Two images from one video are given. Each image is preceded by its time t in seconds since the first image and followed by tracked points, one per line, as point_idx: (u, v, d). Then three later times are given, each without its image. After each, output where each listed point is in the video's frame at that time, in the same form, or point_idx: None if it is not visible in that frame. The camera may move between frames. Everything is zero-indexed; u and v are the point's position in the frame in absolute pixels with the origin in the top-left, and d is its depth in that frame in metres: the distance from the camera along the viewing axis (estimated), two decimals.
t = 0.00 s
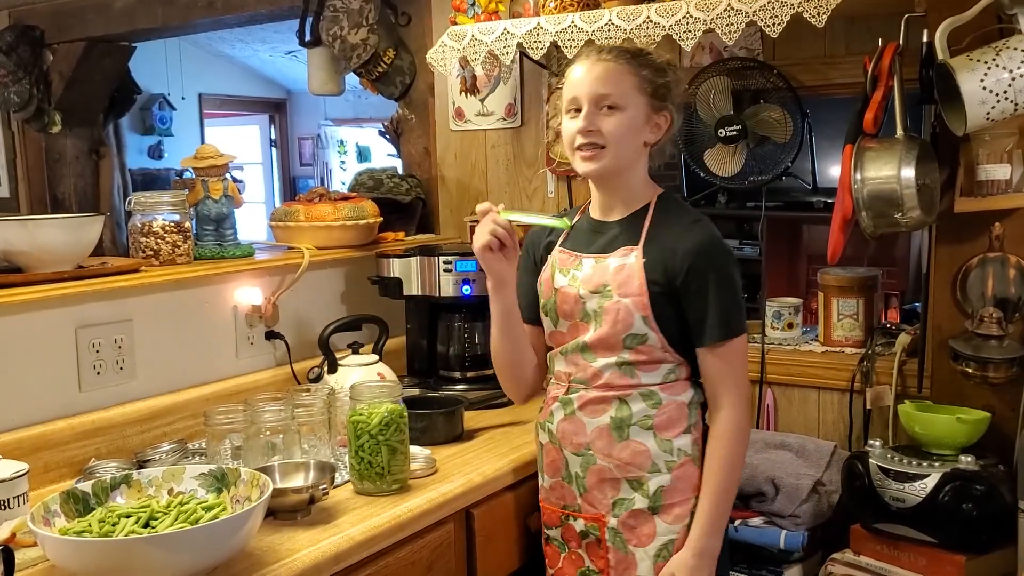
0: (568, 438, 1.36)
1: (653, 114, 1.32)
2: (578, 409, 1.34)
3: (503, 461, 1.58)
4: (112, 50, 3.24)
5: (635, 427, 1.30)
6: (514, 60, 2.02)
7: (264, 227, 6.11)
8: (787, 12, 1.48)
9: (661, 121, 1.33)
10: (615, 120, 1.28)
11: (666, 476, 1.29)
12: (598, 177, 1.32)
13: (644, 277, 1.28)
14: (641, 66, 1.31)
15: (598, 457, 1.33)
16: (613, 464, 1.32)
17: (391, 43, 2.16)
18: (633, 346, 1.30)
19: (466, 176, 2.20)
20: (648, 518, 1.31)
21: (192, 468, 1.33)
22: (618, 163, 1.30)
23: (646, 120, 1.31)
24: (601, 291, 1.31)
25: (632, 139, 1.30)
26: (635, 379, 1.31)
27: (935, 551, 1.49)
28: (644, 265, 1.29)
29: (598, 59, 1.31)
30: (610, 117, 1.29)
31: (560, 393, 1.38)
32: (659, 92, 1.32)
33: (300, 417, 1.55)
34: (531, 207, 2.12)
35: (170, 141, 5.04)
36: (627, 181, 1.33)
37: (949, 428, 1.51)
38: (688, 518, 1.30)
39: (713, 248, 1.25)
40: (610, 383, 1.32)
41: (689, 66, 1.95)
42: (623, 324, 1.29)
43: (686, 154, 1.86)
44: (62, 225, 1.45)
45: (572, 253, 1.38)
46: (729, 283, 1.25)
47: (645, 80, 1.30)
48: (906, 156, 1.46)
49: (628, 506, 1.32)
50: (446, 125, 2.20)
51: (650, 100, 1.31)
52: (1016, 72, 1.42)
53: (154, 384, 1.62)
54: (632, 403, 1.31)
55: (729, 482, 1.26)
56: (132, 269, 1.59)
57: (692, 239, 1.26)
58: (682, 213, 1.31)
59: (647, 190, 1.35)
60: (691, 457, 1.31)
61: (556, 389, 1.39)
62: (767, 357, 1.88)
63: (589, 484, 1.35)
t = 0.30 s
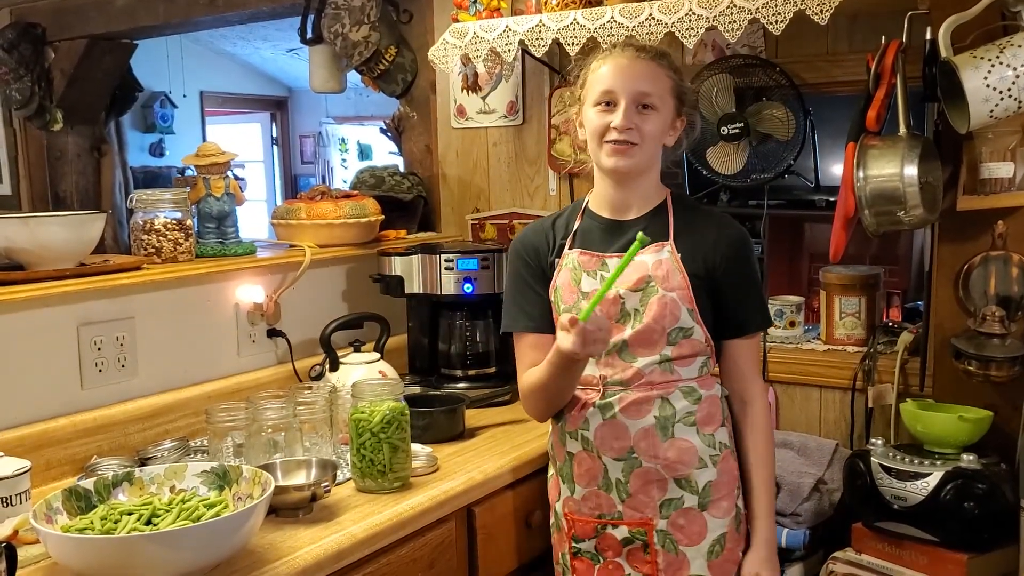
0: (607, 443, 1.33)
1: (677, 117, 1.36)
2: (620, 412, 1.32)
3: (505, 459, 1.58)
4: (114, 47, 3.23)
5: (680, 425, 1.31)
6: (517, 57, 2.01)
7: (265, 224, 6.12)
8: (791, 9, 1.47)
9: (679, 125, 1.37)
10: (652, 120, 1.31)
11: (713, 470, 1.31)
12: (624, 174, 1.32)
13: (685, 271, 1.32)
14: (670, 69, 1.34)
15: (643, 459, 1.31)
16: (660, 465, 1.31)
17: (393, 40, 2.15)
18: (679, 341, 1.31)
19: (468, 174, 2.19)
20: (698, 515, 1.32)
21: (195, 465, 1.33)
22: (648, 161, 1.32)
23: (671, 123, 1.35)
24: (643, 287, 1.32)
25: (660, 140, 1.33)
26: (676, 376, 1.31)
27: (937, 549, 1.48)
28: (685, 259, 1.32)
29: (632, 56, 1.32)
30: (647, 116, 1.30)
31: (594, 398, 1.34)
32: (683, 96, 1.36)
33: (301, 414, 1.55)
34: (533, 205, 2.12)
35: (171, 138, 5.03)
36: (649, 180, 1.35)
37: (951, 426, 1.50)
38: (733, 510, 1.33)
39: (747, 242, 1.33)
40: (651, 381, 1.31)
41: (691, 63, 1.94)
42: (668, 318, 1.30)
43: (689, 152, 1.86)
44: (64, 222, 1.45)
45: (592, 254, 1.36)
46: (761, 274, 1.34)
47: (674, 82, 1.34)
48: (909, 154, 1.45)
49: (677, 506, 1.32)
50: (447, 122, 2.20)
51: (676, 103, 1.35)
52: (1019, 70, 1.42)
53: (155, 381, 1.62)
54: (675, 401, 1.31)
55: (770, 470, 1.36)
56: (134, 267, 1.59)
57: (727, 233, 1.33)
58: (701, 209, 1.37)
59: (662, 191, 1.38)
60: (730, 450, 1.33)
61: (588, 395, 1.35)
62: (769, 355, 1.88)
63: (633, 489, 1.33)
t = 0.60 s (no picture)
0: (608, 442, 1.35)
1: (686, 113, 1.34)
2: (619, 412, 1.33)
3: (508, 456, 1.58)
4: (116, 45, 3.22)
5: (680, 427, 1.31)
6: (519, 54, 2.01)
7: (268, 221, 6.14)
8: (793, 6, 1.47)
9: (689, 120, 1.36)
10: (656, 118, 1.30)
11: (713, 475, 1.31)
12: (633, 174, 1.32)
13: (688, 270, 1.31)
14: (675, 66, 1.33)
15: (642, 460, 1.32)
16: (658, 467, 1.31)
17: (395, 37, 2.15)
18: (679, 340, 1.31)
19: (470, 171, 2.19)
20: (695, 519, 1.32)
21: (197, 462, 1.33)
22: (654, 159, 1.32)
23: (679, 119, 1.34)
24: (644, 288, 1.32)
25: (667, 137, 1.32)
26: (678, 376, 1.31)
27: (939, 547, 1.48)
28: (687, 258, 1.31)
29: (633, 55, 1.32)
30: (651, 114, 1.30)
31: (596, 396, 1.36)
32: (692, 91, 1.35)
33: (303, 411, 1.55)
34: (535, 202, 2.11)
35: (173, 135, 5.03)
36: (659, 177, 1.34)
37: (953, 424, 1.50)
38: (734, 516, 1.33)
39: (756, 240, 1.30)
40: (652, 382, 1.31)
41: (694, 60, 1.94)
42: (667, 319, 1.30)
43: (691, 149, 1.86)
44: (66, 219, 1.45)
45: (598, 253, 1.38)
46: (771, 273, 1.31)
47: (681, 78, 1.33)
48: (912, 151, 1.45)
49: (675, 509, 1.32)
50: (449, 119, 2.20)
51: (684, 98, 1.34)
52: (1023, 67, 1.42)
53: (158, 378, 1.62)
54: (676, 403, 1.31)
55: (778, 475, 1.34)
56: (136, 263, 1.59)
57: (734, 232, 1.30)
58: (711, 205, 1.35)
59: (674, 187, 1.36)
60: (733, 455, 1.33)
61: (591, 393, 1.37)
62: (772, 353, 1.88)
63: (631, 490, 1.34)
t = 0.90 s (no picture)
0: (583, 434, 1.37)
1: (657, 111, 1.24)
2: (592, 407, 1.35)
3: (510, 454, 1.58)
4: (118, 43, 3.21)
5: (643, 433, 1.29)
6: (521, 52, 2.01)
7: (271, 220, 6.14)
8: (796, 4, 1.47)
9: (671, 113, 1.25)
10: (614, 131, 1.26)
11: (670, 487, 1.28)
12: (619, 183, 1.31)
13: (657, 275, 1.25)
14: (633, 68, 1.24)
15: (606, 459, 1.33)
16: (619, 466, 1.32)
17: (397, 35, 2.16)
18: (645, 345, 1.27)
19: (472, 169, 2.19)
20: (649, 526, 1.30)
21: (199, 459, 1.33)
22: (634, 169, 1.28)
23: (649, 119, 1.25)
24: (619, 286, 1.30)
25: (641, 143, 1.26)
26: (647, 382, 1.28)
27: (941, 545, 1.48)
28: (660, 262, 1.25)
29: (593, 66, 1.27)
30: (610, 128, 1.26)
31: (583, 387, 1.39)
32: (659, 86, 1.23)
33: (306, 409, 1.55)
34: (537, 200, 2.11)
35: (175, 134, 5.03)
36: (657, 178, 1.30)
37: (956, 422, 1.50)
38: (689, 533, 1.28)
39: (726, 246, 1.18)
40: (622, 383, 1.31)
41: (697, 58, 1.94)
42: (633, 321, 1.28)
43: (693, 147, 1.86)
44: (69, 217, 1.45)
45: (610, 246, 1.37)
46: (741, 286, 1.17)
47: (639, 81, 1.24)
48: (915, 148, 1.45)
49: (631, 512, 1.32)
50: (452, 117, 2.19)
51: (649, 98, 1.24)
52: None
53: (160, 376, 1.62)
54: (643, 409, 1.29)
55: (726, 502, 1.18)
56: (139, 261, 1.59)
57: (706, 236, 1.20)
58: (715, 207, 1.25)
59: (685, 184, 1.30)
60: (698, 471, 1.27)
61: (582, 383, 1.40)
62: (774, 351, 1.88)
63: (598, 483, 1.36)
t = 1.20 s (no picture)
0: (573, 423, 1.44)
1: (620, 124, 1.22)
2: (579, 398, 1.41)
3: (513, 452, 1.58)
4: (121, 41, 3.21)
5: (616, 430, 1.34)
6: (523, 51, 2.01)
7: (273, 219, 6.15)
8: (798, 2, 1.47)
9: (637, 121, 1.21)
10: (593, 145, 1.27)
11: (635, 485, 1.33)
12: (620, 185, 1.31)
13: (624, 277, 1.26)
14: (594, 84, 1.23)
15: (587, 451, 1.40)
16: (595, 459, 1.38)
17: (399, 33, 2.16)
18: (617, 345, 1.30)
19: (474, 168, 2.19)
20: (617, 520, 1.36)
21: (201, 458, 1.33)
22: (623, 176, 1.28)
23: (617, 131, 1.23)
24: (602, 284, 1.33)
25: (619, 153, 1.25)
26: (622, 380, 1.32)
27: (944, 544, 1.48)
28: (630, 264, 1.26)
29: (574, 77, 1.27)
30: (592, 142, 1.27)
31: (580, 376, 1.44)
32: (616, 101, 1.20)
33: (308, 408, 1.54)
34: (539, 198, 2.11)
35: (177, 133, 5.03)
36: (650, 179, 1.28)
37: (959, 420, 1.50)
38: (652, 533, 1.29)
39: (674, 245, 1.16)
40: (602, 379, 1.35)
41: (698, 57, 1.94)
42: (607, 320, 1.31)
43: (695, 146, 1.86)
44: (71, 215, 1.45)
45: (621, 243, 1.36)
46: (683, 286, 1.15)
47: (599, 98, 1.22)
48: (917, 146, 1.45)
49: (603, 504, 1.39)
50: (454, 116, 2.19)
51: (610, 112, 1.22)
52: None
53: (163, 374, 1.62)
54: (617, 407, 1.33)
55: (647, 501, 1.17)
56: (141, 260, 1.59)
57: (660, 236, 1.20)
58: (687, 205, 1.23)
59: (679, 182, 1.27)
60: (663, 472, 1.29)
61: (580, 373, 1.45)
62: (776, 349, 1.87)
63: (581, 472, 1.43)
